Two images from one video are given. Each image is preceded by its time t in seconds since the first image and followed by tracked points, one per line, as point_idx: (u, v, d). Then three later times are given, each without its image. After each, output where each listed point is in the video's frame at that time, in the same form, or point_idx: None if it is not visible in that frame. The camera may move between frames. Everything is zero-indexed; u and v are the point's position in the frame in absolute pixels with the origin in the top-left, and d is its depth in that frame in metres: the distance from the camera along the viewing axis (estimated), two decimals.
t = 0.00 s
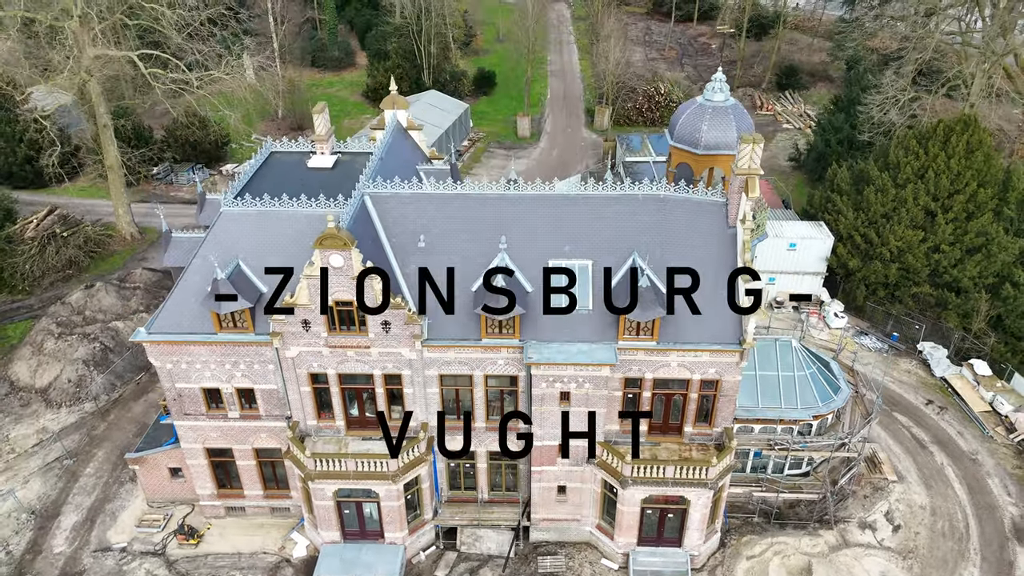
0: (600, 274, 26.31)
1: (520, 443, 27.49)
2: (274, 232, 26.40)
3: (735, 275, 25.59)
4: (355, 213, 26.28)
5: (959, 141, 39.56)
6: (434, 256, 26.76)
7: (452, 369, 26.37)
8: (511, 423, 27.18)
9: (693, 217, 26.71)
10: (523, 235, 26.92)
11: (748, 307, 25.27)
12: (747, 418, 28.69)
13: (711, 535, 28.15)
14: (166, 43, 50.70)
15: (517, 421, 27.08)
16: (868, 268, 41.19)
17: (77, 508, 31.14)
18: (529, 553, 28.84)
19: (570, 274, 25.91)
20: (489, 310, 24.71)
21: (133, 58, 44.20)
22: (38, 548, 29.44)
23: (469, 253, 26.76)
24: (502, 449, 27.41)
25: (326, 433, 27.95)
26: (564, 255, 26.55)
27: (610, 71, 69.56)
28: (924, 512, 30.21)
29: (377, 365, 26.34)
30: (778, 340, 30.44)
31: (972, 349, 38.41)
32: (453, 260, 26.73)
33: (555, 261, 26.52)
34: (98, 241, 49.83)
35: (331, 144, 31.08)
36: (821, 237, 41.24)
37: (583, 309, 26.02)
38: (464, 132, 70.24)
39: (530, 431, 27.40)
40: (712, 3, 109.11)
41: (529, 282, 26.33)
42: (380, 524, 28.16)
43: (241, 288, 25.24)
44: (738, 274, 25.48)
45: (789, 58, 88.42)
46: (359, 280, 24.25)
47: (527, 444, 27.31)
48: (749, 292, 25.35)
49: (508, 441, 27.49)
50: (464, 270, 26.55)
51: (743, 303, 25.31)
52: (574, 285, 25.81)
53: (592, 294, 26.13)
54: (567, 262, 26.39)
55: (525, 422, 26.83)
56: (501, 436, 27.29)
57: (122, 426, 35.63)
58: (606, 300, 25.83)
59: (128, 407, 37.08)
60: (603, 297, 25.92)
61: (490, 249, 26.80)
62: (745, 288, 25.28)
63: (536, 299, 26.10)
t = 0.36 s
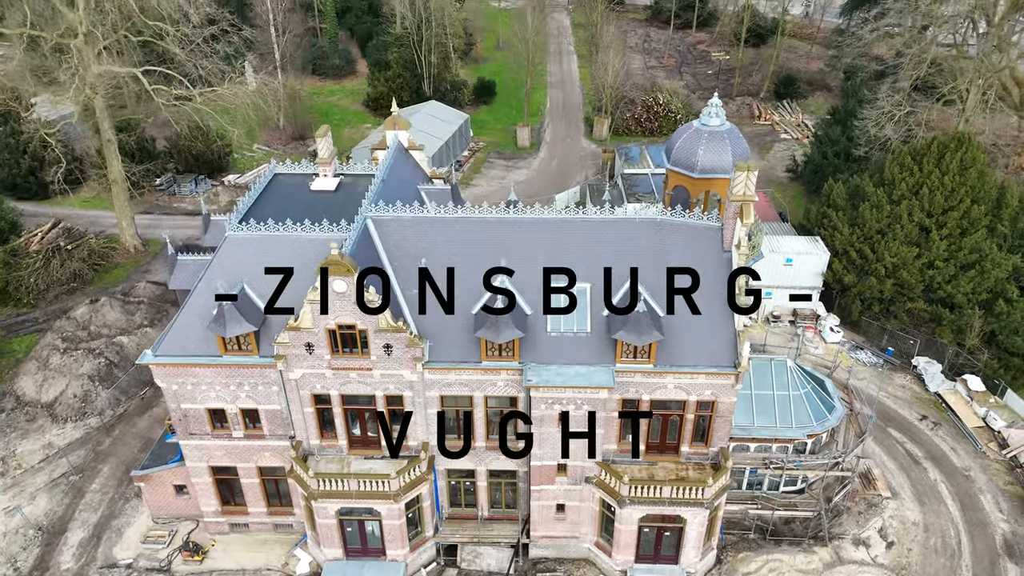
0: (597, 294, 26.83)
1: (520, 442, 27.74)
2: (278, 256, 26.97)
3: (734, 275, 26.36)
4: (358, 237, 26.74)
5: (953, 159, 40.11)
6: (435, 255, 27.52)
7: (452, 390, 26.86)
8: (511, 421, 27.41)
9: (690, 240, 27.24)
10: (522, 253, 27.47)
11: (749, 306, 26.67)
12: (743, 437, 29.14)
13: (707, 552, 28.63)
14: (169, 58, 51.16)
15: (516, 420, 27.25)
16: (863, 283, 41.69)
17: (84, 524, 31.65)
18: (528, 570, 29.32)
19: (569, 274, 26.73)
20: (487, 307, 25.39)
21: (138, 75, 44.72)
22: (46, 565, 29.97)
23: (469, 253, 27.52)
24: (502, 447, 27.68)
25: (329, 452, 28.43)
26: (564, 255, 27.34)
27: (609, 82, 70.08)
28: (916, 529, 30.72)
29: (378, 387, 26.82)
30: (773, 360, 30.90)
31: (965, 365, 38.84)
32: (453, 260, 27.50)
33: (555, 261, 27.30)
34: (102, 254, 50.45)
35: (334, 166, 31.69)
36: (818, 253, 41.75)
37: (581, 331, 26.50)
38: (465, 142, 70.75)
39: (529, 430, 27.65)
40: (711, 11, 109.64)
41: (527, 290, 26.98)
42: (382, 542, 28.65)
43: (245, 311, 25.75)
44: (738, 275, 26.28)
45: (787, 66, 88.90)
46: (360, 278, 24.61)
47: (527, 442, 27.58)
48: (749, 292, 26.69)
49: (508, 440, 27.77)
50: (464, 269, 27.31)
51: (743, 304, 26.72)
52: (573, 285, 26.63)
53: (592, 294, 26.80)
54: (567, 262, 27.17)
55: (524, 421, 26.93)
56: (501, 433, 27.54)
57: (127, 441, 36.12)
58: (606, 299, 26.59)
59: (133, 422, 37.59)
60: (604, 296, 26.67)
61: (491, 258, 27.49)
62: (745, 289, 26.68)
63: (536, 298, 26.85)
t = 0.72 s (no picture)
0: (596, 304, 27.38)
1: (520, 443, 27.82)
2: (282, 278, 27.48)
3: (736, 274, 27.06)
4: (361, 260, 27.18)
5: (948, 174, 40.58)
6: (435, 255, 28.25)
7: (454, 409, 27.31)
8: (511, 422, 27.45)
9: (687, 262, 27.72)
10: (522, 263, 28.06)
11: (747, 308, 27.73)
12: (740, 454, 29.59)
13: (704, 567, 29.07)
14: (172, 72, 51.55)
15: (516, 421, 27.38)
16: (860, 297, 42.20)
17: (90, 538, 32.14)
18: None
19: (569, 274, 27.53)
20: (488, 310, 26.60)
21: (143, 89, 45.17)
22: None
23: (469, 253, 28.25)
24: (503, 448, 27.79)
25: (332, 468, 28.88)
26: (563, 255, 28.05)
27: (609, 92, 70.57)
28: (911, 544, 31.16)
29: (381, 406, 27.26)
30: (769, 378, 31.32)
31: (960, 379, 39.45)
32: (452, 260, 28.26)
33: (554, 261, 28.02)
34: (106, 266, 51.00)
35: (337, 186, 32.27)
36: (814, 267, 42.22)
37: (580, 352, 26.97)
38: (465, 151, 71.24)
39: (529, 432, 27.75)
40: (710, 18, 110.18)
41: (529, 295, 27.63)
42: (384, 557, 29.09)
43: (250, 333, 26.23)
44: (738, 275, 27.05)
45: (786, 74, 89.37)
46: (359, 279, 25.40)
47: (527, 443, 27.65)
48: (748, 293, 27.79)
49: (508, 441, 27.83)
50: (464, 269, 28.07)
51: (743, 305, 27.70)
52: (573, 285, 27.41)
53: (591, 293, 27.47)
54: (565, 263, 27.92)
55: (524, 421, 27.05)
56: (502, 434, 27.62)
57: (131, 455, 36.59)
58: (605, 300, 27.31)
59: (138, 436, 38.07)
60: (603, 296, 27.37)
61: (492, 264, 28.14)
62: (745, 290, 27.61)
63: (537, 298, 27.55)
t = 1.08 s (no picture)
0: (595, 314, 28.05)
1: (520, 442, 27.57)
2: (286, 301, 28.06)
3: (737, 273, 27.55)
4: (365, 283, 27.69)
5: (942, 191, 41.15)
6: (434, 262, 28.80)
7: (455, 429, 27.79)
8: (510, 421, 27.13)
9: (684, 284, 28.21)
10: (522, 277, 28.53)
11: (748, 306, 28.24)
12: (736, 472, 30.14)
13: None
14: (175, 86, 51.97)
15: (516, 420, 26.98)
16: (855, 311, 42.71)
17: (97, 553, 32.66)
18: None
19: (569, 274, 28.37)
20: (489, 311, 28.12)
21: (147, 105, 45.68)
22: None
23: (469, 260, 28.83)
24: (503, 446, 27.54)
25: (335, 486, 29.40)
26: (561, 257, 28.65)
27: (608, 103, 71.13)
28: (905, 559, 31.67)
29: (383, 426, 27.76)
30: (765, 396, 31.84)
31: (955, 394, 39.91)
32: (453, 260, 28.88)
33: (554, 261, 28.60)
34: (110, 278, 51.56)
35: (340, 208, 33.02)
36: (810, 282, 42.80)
37: (579, 373, 27.49)
38: (466, 161, 71.75)
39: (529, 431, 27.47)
40: (709, 25, 110.78)
41: (530, 295, 28.36)
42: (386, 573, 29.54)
43: (255, 354, 26.78)
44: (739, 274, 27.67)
45: (784, 83, 89.89)
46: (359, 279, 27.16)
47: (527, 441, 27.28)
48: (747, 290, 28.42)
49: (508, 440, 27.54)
50: (464, 268, 28.74)
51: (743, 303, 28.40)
52: (573, 285, 28.28)
53: (591, 293, 28.24)
54: (564, 262, 28.60)
55: (524, 434, 27.26)
56: (501, 433, 27.16)
57: (137, 469, 37.11)
58: (605, 300, 28.09)
59: (143, 450, 38.59)
60: (602, 295, 28.17)
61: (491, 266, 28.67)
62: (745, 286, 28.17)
63: (538, 297, 28.31)
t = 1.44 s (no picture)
0: (596, 326, 28.57)
1: (519, 442, 27.59)
2: (291, 322, 28.63)
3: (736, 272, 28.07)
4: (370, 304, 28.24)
5: (937, 207, 41.80)
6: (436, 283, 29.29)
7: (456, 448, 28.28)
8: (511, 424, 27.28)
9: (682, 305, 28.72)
10: (522, 291, 29.02)
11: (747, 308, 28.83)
12: (732, 489, 30.66)
13: None
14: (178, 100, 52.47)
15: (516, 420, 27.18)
16: (851, 326, 43.28)
17: (104, 568, 33.20)
18: None
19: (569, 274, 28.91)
20: (490, 312, 28.92)
21: (152, 120, 46.17)
22: None
23: (469, 281, 29.31)
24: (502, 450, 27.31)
25: (338, 503, 29.92)
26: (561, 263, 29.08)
27: (607, 113, 71.70)
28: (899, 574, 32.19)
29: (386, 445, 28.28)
30: (762, 414, 32.39)
31: (950, 408, 40.39)
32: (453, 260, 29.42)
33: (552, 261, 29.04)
34: (114, 290, 52.12)
35: (343, 228, 33.74)
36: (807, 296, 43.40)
37: (578, 394, 27.98)
38: (466, 172, 72.29)
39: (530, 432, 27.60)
40: (708, 32, 111.33)
41: (531, 302, 28.96)
42: None
43: (261, 376, 27.31)
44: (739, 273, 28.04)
45: (783, 91, 90.36)
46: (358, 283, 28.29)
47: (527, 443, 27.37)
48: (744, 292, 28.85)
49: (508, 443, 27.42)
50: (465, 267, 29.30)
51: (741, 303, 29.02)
52: (572, 285, 28.89)
53: (591, 293, 28.86)
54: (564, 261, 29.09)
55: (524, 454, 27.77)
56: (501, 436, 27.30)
57: (142, 483, 37.62)
58: (605, 301, 28.72)
59: (148, 463, 39.12)
60: (602, 296, 28.78)
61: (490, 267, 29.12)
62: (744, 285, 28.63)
63: (538, 297, 28.95)
